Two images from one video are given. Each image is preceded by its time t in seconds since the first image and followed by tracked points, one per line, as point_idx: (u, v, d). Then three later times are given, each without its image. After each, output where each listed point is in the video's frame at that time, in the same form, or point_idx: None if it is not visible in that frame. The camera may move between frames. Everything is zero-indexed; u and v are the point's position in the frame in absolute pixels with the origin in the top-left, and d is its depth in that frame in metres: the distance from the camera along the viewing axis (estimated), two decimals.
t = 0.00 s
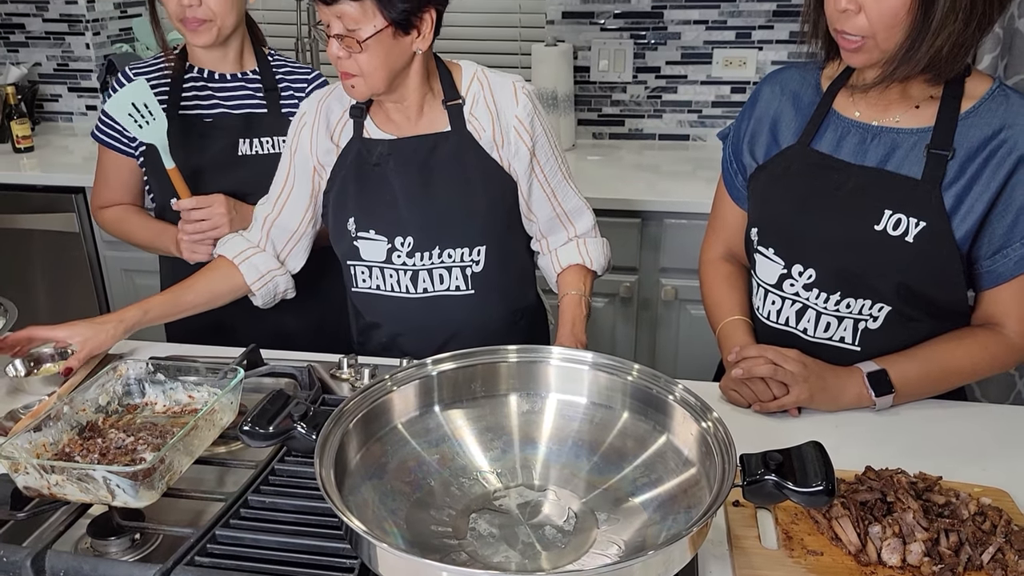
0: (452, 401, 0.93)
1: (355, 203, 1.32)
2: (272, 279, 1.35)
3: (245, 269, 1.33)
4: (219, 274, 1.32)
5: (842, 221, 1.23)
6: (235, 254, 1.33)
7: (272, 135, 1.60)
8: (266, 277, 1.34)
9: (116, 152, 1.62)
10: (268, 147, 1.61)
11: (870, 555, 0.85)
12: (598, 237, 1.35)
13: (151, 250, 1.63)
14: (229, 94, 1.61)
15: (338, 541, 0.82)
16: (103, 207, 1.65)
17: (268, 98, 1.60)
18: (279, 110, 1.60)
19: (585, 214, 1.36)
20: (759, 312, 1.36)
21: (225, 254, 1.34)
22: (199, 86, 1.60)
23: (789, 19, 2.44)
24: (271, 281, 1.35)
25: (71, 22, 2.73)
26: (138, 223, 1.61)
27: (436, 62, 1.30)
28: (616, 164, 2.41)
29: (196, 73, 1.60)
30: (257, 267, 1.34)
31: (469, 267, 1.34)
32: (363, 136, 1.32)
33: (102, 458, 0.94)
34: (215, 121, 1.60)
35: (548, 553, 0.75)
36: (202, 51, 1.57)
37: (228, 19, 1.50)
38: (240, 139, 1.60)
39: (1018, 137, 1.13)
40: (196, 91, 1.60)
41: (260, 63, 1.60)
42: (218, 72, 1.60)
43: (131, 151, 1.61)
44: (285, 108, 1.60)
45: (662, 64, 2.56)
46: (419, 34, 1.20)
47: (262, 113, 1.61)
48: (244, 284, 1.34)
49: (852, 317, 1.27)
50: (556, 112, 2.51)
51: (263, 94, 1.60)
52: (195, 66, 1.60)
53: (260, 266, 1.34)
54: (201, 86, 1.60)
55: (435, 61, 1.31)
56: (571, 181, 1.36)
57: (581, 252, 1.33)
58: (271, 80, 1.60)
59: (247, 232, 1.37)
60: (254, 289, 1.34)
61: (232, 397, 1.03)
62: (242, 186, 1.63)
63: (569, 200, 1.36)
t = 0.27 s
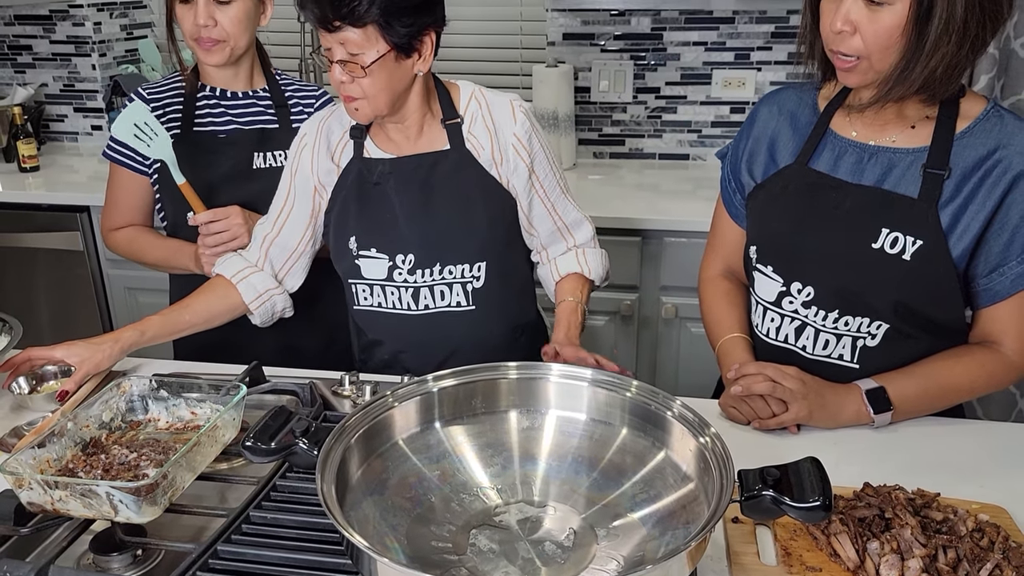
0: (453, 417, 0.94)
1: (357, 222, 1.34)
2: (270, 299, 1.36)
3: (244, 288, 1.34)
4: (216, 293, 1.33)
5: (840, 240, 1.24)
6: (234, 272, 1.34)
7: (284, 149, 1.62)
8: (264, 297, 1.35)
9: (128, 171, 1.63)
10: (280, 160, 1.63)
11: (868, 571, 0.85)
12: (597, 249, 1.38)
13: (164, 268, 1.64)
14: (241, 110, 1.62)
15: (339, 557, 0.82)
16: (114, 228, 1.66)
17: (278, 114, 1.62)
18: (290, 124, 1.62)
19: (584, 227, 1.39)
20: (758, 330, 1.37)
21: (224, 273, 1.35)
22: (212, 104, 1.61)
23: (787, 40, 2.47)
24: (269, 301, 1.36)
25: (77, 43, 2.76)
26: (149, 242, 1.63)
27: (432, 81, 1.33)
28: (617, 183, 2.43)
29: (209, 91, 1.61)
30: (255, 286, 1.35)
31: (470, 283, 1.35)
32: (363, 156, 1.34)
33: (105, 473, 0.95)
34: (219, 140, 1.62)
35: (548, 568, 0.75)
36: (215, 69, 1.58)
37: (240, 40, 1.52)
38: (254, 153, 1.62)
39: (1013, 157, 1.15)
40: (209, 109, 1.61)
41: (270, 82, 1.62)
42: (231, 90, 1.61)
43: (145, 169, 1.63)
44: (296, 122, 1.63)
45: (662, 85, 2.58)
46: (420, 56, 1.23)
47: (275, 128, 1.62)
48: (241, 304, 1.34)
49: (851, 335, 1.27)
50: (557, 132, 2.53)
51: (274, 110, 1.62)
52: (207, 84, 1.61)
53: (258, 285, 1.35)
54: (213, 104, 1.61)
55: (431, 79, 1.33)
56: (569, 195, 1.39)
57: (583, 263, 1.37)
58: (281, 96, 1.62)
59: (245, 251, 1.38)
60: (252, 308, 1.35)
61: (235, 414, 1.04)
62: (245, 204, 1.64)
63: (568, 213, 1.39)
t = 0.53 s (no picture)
0: (456, 428, 0.94)
1: (359, 236, 1.34)
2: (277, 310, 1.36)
3: (249, 299, 1.35)
4: (224, 301, 1.33)
5: (840, 252, 1.24)
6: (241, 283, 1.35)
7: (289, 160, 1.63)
8: (269, 308, 1.36)
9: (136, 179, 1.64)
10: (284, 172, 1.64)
11: None
12: (594, 253, 1.38)
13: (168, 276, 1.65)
14: (248, 122, 1.63)
15: (341, 568, 0.83)
16: (121, 235, 1.67)
17: (286, 126, 1.63)
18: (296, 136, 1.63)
19: (583, 233, 1.39)
20: (760, 341, 1.37)
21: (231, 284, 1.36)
22: (220, 115, 1.63)
23: (788, 54, 2.49)
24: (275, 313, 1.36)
25: (83, 57, 2.78)
26: (155, 250, 1.64)
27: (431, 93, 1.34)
28: (618, 195, 2.44)
29: (217, 103, 1.62)
30: (260, 297, 1.35)
31: (470, 293, 1.36)
32: (362, 168, 1.35)
33: (110, 484, 0.96)
34: (223, 154, 1.63)
35: None
36: (224, 81, 1.60)
37: (251, 52, 1.54)
38: (260, 163, 1.63)
39: (1012, 169, 1.16)
40: (217, 120, 1.63)
41: (278, 95, 1.63)
42: (239, 102, 1.62)
43: (153, 178, 1.64)
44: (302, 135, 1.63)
45: (663, 98, 2.60)
46: (418, 70, 1.24)
47: (281, 140, 1.63)
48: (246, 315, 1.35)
49: (852, 346, 1.28)
50: (559, 145, 2.54)
51: (281, 123, 1.63)
52: (216, 96, 1.63)
53: (263, 299, 1.35)
54: (222, 116, 1.63)
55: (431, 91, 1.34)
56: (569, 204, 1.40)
57: (576, 263, 1.36)
58: (288, 109, 1.63)
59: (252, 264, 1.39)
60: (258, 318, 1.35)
61: (238, 425, 1.04)
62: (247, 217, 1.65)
63: (568, 221, 1.39)
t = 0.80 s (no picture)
0: (458, 443, 0.94)
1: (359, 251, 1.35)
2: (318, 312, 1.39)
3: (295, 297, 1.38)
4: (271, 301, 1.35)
5: (841, 268, 1.25)
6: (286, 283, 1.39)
7: (291, 178, 1.64)
8: (313, 306, 1.39)
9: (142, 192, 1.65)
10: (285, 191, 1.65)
11: None
12: (559, 294, 1.32)
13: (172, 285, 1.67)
14: (254, 139, 1.64)
15: None
16: (125, 244, 1.69)
17: (290, 145, 1.64)
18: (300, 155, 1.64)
19: (557, 270, 1.34)
20: (761, 356, 1.37)
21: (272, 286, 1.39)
22: (226, 132, 1.64)
23: (788, 71, 2.50)
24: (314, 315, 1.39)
25: (88, 75, 2.81)
26: (158, 261, 1.65)
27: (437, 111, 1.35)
28: (620, 211, 2.45)
29: (224, 120, 1.64)
30: (305, 295, 1.38)
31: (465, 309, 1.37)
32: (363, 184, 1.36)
33: (112, 499, 0.96)
34: (225, 173, 1.64)
35: None
36: (234, 99, 1.61)
37: (261, 71, 1.56)
38: (260, 182, 1.64)
39: (1009, 186, 1.17)
40: (222, 137, 1.64)
41: (285, 115, 1.64)
42: (245, 119, 1.64)
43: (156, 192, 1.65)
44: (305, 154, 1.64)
45: (664, 114, 2.61)
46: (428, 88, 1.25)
47: (283, 158, 1.64)
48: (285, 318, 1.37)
49: (853, 362, 1.28)
50: (561, 161, 2.55)
51: (286, 141, 1.64)
52: (224, 113, 1.64)
53: (307, 298, 1.38)
54: (227, 132, 1.64)
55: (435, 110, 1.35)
56: (553, 240, 1.35)
57: (531, 296, 1.32)
58: (294, 128, 1.64)
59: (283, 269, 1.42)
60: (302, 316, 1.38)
61: (241, 440, 1.05)
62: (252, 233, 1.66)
63: (545, 256, 1.34)
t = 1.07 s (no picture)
0: (458, 459, 0.94)
1: (377, 260, 1.38)
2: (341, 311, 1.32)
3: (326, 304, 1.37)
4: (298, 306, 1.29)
5: (840, 284, 1.25)
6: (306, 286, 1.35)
7: (291, 197, 1.65)
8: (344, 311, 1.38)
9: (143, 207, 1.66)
10: (285, 209, 1.66)
11: None
12: (546, 322, 1.25)
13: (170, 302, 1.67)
14: (254, 157, 1.65)
15: None
16: (127, 258, 1.69)
17: (290, 162, 1.64)
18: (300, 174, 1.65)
19: (545, 298, 1.26)
20: (761, 373, 1.37)
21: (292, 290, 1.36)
22: (226, 149, 1.65)
23: (786, 88, 2.52)
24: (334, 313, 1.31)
25: (91, 92, 2.83)
26: (157, 277, 1.66)
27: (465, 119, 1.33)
28: (620, 227, 2.46)
29: (225, 136, 1.65)
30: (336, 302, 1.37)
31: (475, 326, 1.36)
32: (386, 196, 1.37)
33: (112, 516, 0.96)
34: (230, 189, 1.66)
35: None
36: (240, 116, 1.62)
37: (268, 87, 1.57)
38: (259, 201, 1.65)
39: (1007, 203, 1.17)
40: (223, 154, 1.65)
41: (286, 131, 1.65)
42: (248, 136, 1.64)
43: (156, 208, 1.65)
44: (305, 171, 1.64)
45: (664, 131, 2.63)
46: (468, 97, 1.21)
47: (283, 176, 1.65)
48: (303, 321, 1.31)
49: (853, 378, 1.28)
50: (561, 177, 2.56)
51: (287, 159, 1.64)
52: (225, 130, 1.65)
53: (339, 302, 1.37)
54: (228, 149, 1.65)
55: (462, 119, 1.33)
56: (547, 268, 1.28)
57: (516, 322, 1.26)
58: (296, 145, 1.64)
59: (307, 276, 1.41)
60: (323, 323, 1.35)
61: (240, 456, 1.04)
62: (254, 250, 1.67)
63: (536, 283, 1.28)
